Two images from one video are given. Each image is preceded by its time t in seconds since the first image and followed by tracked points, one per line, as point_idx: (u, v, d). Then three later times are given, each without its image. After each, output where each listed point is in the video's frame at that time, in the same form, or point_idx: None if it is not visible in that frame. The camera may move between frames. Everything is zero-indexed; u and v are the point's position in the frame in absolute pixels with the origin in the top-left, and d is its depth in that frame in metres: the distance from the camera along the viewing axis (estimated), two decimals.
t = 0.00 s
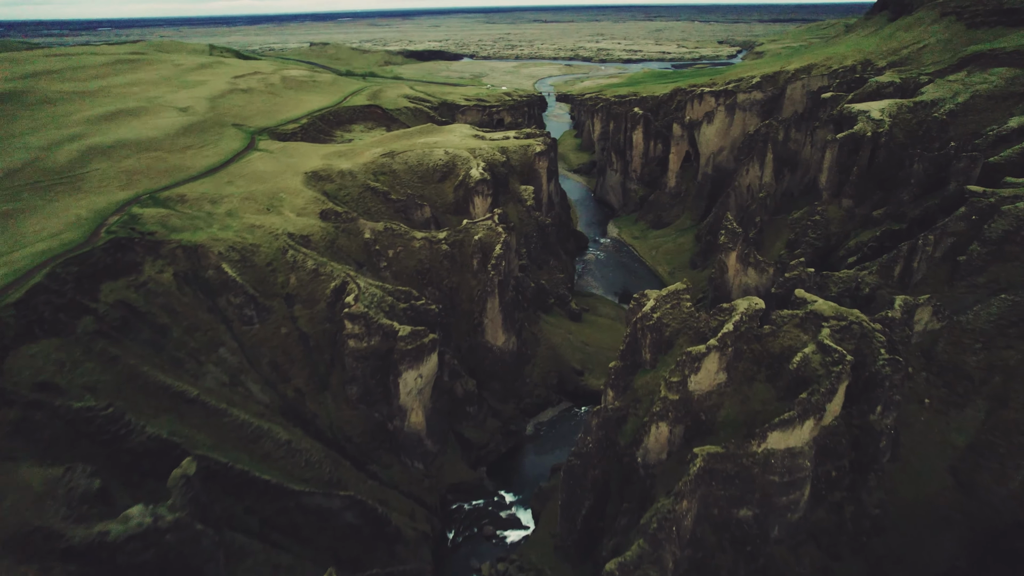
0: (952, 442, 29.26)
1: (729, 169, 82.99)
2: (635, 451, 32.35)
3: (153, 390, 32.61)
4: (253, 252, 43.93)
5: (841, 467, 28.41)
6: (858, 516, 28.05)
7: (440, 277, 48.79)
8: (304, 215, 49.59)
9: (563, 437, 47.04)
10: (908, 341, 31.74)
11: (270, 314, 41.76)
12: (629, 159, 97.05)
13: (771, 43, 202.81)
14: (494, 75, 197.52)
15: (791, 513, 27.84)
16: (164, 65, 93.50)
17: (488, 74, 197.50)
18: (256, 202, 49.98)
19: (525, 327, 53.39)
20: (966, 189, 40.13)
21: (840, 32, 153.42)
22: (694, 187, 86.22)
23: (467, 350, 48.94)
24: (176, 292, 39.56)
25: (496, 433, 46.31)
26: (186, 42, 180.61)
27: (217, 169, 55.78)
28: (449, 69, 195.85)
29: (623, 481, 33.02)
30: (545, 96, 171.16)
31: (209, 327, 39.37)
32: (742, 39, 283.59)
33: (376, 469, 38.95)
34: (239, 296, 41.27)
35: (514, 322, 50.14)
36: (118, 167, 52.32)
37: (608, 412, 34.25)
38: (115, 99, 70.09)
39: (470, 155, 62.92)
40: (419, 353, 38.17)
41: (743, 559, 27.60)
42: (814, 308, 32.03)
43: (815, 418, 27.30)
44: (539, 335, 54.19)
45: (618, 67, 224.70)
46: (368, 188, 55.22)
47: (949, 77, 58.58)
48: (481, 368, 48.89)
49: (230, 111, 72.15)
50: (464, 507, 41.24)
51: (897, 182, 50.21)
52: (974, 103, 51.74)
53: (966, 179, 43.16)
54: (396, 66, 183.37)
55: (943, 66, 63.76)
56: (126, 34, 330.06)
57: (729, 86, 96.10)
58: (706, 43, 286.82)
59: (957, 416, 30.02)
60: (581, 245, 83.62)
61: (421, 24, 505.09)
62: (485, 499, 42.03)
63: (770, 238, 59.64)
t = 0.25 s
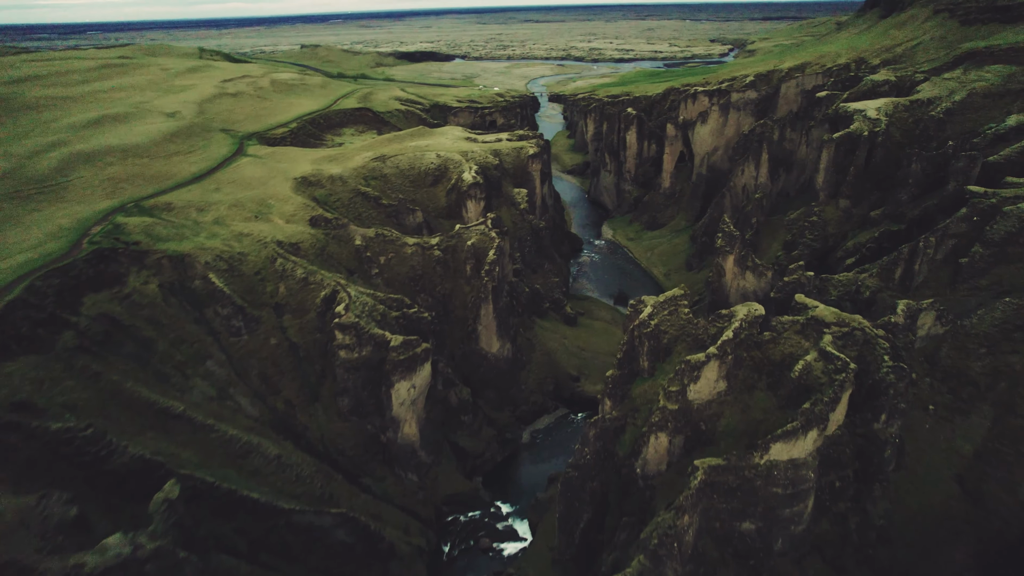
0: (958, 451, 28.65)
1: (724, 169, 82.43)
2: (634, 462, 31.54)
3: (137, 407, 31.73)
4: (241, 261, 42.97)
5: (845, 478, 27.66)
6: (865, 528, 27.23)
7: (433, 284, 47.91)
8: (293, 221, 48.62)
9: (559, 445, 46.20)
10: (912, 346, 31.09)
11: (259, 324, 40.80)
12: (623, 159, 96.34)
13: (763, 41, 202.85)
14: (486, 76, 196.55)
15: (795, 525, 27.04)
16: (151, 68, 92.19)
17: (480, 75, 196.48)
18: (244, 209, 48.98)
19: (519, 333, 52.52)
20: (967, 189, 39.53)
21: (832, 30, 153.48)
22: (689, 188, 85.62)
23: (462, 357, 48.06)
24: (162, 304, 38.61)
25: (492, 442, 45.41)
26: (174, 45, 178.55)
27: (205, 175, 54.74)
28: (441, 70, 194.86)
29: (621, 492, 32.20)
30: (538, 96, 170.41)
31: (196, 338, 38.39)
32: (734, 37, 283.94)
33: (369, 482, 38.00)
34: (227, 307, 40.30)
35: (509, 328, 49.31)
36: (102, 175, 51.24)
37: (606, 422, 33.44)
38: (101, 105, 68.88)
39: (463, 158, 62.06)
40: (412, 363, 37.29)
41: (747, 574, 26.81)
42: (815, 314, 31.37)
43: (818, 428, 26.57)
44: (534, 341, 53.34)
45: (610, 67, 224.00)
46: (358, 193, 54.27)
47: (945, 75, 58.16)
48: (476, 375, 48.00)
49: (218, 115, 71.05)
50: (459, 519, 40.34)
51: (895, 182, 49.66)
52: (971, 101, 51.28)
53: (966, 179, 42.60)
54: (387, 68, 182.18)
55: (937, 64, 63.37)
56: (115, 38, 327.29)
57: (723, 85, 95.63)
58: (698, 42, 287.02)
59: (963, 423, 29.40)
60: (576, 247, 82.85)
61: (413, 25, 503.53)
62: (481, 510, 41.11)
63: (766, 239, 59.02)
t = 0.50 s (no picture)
0: (963, 460, 28.07)
1: (717, 169, 81.90)
2: (631, 474, 30.74)
3: (119, 426, 30.84)
4: (227, 271, 41.94)
5: (848, 489, 26.96)
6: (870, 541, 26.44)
7: (424, 291, 47.00)
8: (280, 229, 47.60)
9: (556, 454, 45.36)
10: (914, 352, 30.47)
11: (246, 335, 39.79)
12: (616, 160, 95.63)
13: (753, 40, 202.96)
14: (477, 77, 195.54)
15: (798, 538, 26.30)
16: (136, 72, 90.74)
17: (471, 76, 195.48)
18: (230, 217, 47.92)
19: (513, 339, 51.67)
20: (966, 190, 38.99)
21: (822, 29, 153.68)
22: (682, 188, 85.04)
23: (455, 365, 47.16)
24: (145, 316, 37.60)
25: (486, 452, 44.49)
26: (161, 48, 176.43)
27: (191, 182, 53.63)
28: (432, 72, 193.81)
29: (619, 505, 31.38)
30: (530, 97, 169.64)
31: (181, 351, 37.38)
32: (724, 36, 284.50)
33: (360, 496, 37.06)
34: (213, 318, 39.27)
35: (502, 335, 48.45)
36: (84, 182, 50.08)
37: (602, 433, 32.64)
38: (84, 110, 67.53)
39: (454, 162, 61.14)
40: (403, 374, 36.42)
41: None
42: (815, 321, 30.75)
43: (820, 439, 25.86)
44: (528, 347, 52.49)
45: (600, 66, 223.27)
46: (347, 198, 53.29)
47: (939, 74, 57.78)
48: (469, 384, 47.13)
49: (205, 120, 69.87)
50: (454, 532, 39.32)
51: (891, 183, 49.17)
52: (966, 100, 50.87)
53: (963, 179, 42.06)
54: (378, 69, 180.83)
55: (930, 62, 63.07)
56: (102, 40, 324.02)
57: (715, 84, 95.18)
58: (689, 41, 287.28)
59: (967, 432, 28.80)
60: (569, 250, 82.08)
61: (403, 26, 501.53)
62: (476, 522, 40.17)
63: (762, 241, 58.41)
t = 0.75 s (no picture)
0: (966, 470, 27.55)
1: (710, 170, 81.36)
2: (627, 487, 29.94)
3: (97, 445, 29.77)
4: (211, 280, 40.82)
5: (850, 501, 26.25)
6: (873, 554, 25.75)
7: (415, 298, 46.04)
8: (267, 236, 46.52)
9: (550, 463, 44.51)
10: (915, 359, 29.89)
11: (231, 346, 38.70)
12: (607, 162, 94.93)
13: (743, 39, 203.12)
14: (468, 78, 194.43)
15: (799, 552, 25.59)
16: (121, 76, 89.19)
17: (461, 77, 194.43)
18: (215, 224, 46.79)
19: (505, 345, 50.76)
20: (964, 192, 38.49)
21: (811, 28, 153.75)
22: (675, 190, 84.47)
23: (447, 374, 46.25)
24: (126, 328, 36.46)
25: (479, 462, 43.56)
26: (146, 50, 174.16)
27: (175, 189, 52.42)
28: (423, 73, 192.67)
29: (615, 518, 30.55)
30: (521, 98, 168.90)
31: (164, 364, 36.28)
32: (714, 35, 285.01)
33: (350, 511, 36.08)
34: (196, 329, 38.14)
35: (495, 342, 47.57)
36: (64, 190, 48.80)
37: (598, 445, 31.84)
38: (66, 115, 66.10)
39: (443, 165, 60.18)
40: (393, 385, 35.50)
41: None
42: (814, 328, 30.04)
43: (821, 451, 25.14)
44: (521, 354, 51.62)
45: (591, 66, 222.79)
46: (335, 204, 52.25)
47: (932, 73, 57.40)
48: (461, 392, 46.23)
49: (190, 124, 68.57)
50: (446, 545, 38.37)
51: (886, 184, 48.72)
52: (960, 99, 50.49)
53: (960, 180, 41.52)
54: (367, 71, 179.41)
55: (922, 61, 62.75)
56: (88, 43, 320.35)
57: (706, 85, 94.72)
58: (679, 40, 287.40)
59: (969, 441, 28.28)
60: (562, 253, 81.29)
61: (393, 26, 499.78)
62: (469, 534, 39.24)
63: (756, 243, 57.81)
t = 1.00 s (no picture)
0: (968, 481, 27.01)
1: (702, 172, 80.85)
2: (622, 500, 29.18)
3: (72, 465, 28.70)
4: (195, 289, 39.73)
5: (850, 514, 25.56)
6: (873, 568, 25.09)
7: (404, 305, 45.10)
8: (252, 243, 45.44)
9: (543, 473, 43.68)
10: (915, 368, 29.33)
11: (215, 357, 37.62)
12: (599, 163, 94.26)
13: (734, 39, 203.23)
14: (458, 79, 193.38)
15: (799, 568, 24.91)
16: (105, 78, 87.61)
17: (452, 78, 193.32)
18: (199, 231, 45.65)
19: (497, 352, 49.93)
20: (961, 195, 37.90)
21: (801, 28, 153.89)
22: (667, 192, 83.90)
23: (438, 382, 45.35)
24: (106, 340, 35.34)
25: (471, 472, 42.65)
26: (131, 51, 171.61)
27: (158, 194, 51.23)
28: (413, 74, 191.42)
29: (610, 532, 29.73)
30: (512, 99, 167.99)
31: (146, 377, 35.19)
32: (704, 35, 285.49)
33: (339, 526, 35.12)
34: (179, 340, 37.05)
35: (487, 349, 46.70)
36: (43, 196, 47.51)
37: (592, 457, 31.09)
38: (47, 118, 64.64)
39: (433, 169, 59.24)
40: (382, 397, 34.61)
41: None
42: (813, 336, 29.38)
43: (821, 464, 24.45)
44: (513, 361, 50.77)
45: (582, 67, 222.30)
46: (323, 209, 51.24)
47: (924, 74, 57.07)
48: (452, 401, 45.35)
49: (175, 127, 67.28)
50: (438, 558, 37.46)
51: (881, 188, 48.30)
52: (954, 101, 50.15)
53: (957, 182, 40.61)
54: (357, 72, 178.01)
55: (915, 62, 62.43)
56: (74, 43, 316.53)
57: (698, 86, 94.27)
58: (670, 40, 287.53)
59: (971, 451, 27.73)
60: (554, 256, 80.50)
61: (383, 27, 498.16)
62: (461, 547, 38.34)
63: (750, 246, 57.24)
